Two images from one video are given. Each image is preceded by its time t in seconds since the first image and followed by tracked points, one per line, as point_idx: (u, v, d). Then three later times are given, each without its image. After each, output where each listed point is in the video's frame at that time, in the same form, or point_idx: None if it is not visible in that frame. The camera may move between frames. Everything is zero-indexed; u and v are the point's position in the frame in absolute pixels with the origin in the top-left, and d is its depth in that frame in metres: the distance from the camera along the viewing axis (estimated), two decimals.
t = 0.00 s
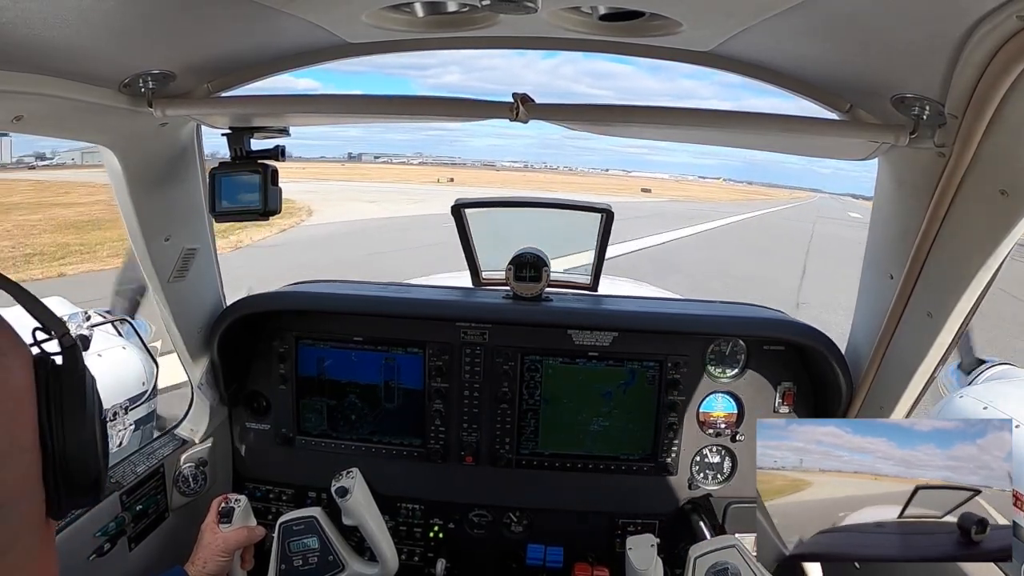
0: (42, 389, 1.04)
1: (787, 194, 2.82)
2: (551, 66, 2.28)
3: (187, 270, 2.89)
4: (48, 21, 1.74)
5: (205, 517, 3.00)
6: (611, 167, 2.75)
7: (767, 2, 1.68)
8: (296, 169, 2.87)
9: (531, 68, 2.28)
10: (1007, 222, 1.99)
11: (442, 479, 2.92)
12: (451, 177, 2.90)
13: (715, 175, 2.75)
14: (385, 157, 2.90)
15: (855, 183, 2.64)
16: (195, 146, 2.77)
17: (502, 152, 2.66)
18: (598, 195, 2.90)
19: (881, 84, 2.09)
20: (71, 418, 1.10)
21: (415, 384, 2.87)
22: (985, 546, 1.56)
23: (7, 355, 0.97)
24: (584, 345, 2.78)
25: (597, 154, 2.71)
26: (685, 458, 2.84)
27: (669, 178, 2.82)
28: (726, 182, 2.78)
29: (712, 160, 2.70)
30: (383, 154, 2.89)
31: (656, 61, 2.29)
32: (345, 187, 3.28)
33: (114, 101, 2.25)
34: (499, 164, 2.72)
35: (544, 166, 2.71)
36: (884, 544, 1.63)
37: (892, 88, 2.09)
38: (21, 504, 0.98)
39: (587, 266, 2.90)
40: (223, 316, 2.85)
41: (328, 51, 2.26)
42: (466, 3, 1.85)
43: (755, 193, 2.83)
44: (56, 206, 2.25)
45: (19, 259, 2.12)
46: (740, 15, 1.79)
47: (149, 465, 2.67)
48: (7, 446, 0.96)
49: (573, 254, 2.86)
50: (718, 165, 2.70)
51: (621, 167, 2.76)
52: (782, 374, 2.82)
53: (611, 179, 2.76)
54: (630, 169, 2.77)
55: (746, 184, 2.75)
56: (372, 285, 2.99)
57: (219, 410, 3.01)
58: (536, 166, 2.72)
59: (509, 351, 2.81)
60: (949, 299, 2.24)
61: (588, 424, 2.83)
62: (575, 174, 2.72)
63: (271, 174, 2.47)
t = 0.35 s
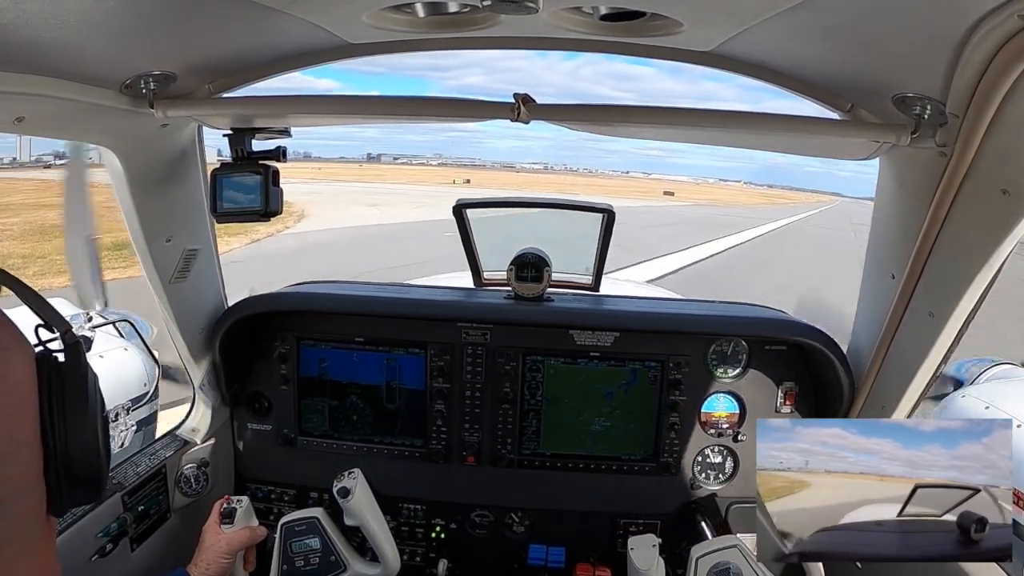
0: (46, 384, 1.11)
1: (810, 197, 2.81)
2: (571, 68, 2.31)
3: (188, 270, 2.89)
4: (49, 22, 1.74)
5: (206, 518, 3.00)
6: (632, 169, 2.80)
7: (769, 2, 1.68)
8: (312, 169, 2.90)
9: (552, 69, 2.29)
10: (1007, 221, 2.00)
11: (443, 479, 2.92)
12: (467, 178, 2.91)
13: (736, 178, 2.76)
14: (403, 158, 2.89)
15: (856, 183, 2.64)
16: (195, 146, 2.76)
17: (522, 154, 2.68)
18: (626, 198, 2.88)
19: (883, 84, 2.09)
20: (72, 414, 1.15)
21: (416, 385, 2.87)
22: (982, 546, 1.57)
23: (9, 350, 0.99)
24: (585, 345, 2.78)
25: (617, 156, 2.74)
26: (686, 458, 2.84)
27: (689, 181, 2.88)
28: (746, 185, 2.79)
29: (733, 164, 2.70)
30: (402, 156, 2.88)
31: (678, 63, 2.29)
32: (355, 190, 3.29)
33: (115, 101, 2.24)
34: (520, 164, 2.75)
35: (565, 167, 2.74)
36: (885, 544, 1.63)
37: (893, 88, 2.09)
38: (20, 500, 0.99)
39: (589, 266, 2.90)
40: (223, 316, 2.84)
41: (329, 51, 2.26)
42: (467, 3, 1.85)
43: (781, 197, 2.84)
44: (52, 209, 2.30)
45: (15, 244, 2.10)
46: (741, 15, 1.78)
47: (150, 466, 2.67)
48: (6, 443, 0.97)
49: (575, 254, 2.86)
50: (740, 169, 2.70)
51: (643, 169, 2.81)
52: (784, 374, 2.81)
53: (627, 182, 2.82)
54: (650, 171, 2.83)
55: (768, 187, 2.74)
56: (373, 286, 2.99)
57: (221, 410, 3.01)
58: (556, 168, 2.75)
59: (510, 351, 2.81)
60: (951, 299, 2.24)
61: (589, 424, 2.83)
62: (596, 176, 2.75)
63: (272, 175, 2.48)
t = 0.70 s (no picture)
0: (52, 384, 1.16)
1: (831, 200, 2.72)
2: (593, 69, 2.31)
3: (189, 269, 2.89)
4: (50, 22, 1.74)
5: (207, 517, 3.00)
6: (655, 172, 2.73)
7: (769, 2, 1.68)
8: (331, 170, 2.91)
9: (574, 71, 2.30)
10: (1008, 222, 2.00)
11: (443, 479, 2.92)
12: (487, 180, 2.81)
13: (759, 181, 2.65)
14: (425, 160, 2.83)
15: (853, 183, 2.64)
16: (195, 145, 2.76)
17: (546, 155, 2.61)
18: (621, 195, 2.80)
19: (883, 84, 2.09)
20: (79, 412, 1.21)
21: (415, 384, 2.87)
22: (983, 545, 1.58)
23: (17, 351, 1.11)
24: (585, 345, 2.78)
25: (638, 159, 2.68)
26: (687, 458, 2.84)
27: (710, 182, 2.77)
28: (770, 187, 2.67)
29: (756, 166, 2.60)
30: (425, 156, 2.83)
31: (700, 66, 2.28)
32: (358, 192, 3.38)
33: (115, 101, 2.25)
34: (539, 167, 2.68)
35: (587, 169, 2.67)
36: (883, 544, 1.65)
37: (894, 88, 2.09)
38: (23, 501, 1.12)
39: (589, 266, 2.90)
40: (223, 316, 2.84)
41: (330, 50, 2.26)
42: (468, 3, 1.85)
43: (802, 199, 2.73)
44: (60, 211, 2.20)
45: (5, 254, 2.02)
46: (742, 15, 1.79)
47: (151, 465, 2.67)
48: (12, 443, 1.10)
49: (575, 254, 2.86)
50: (759, 171, 2.63)
51: (665, 172, 2.74)
52: (783, 374, 2.81)
53: (648, 183, 2.78)
54: (672, 174, 2.75)
55: (790, 191, 2.64)
56: (374, 285, 2.99)
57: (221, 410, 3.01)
58: (579, 169, 2.68)
59: (511, 351, 2.82)
60: (951, 299, 2.24)
61: (590, 423, 2.83)
62: (619, 178, 2.70)
63: (274, 174, 2.48)
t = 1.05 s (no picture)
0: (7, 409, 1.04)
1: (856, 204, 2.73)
2: (618, 71, 2.28)
3: (189, 268, 2.89)
4: (49, 20, 1.74)
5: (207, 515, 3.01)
6: (679, 174, 2.81)
7: (769, 1, 1.68)
8: (353, 170, 2.97)
9: (599, 72, 2.28)
10: (1008, 222, 2.00)
11: (443, 479, 2.92)
12: (507, 182, 2.78)
13: (783, 183, 2.72)
14: (448, 160, 2.83)
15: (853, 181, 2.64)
16: (195, 142, 2.75)
17: (570, 156, 2.67)
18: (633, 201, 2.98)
19: (884, 84, 2.09)
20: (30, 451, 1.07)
21: (416, 383, 2.88)
22: (984, 546, 1.58)
23: None
24: (585, 344, 2.78)
25: (661, 160, 2.72)
26: (686, 457, 2.84)
27: (736, 185, 2.85)
28: (794, 189, 2.76)
29: (781, 169, 2.66)
30: (448, 158, 2.82)
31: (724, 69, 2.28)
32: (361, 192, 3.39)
33: (114, 99, 2.24)
34: (563, 168, 2.72)
35: (611, 171, 2.75)
36: (885, 544, 1.67)
37: (895, 87, 2.09)
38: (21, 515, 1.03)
39: (589, 265, 2.90)
40: (222, 315, 2.83)
41: (330, 49, 2.26)
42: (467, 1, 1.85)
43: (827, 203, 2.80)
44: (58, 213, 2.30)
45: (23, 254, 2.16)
46: (742, 14, 1.78)
47: (150, 464, 2.68)
48: None
49: (575, 253, 2.86)
50: (784, 174, 2.68)
51: (689, 174, 2.81)
52: (782, 372, 2.81)
53: (672, 185, 2.90)
54: (696, 176, 2.83)
55: (814, 193, 2.73)
56: (373, 284, 2.99)
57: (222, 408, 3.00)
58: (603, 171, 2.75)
59: (511, 349, 2.82)
60: (951, 299, 2.24)
61: (590, 421, 2.83)
62: (642, 179, 2.81)
63: (273, 172, 2.49)
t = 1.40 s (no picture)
0: None
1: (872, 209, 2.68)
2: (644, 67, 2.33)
3: (189, 270, 2.89)
4: (50, 22, 1.74)
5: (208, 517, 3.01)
6: (703, 171, 2.85)
7: (770, 3, 1.68)
8: (372, 160, 3.02)
9: (624, 68, 2.34)
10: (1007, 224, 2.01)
11: (443, 481, 2.92)
12: (531, 175, 2.95)
13: (808, 181, 2.73)
14: (473, 154, 2.81)
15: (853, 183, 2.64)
16: (195, 145, 2.75)
17: (592, 152, 2.75)
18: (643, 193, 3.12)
19: (883, 86, 2.09)
20: None
21: (416, 385, 2.87)
22: (984, 546, 1.62)
23: None
24: (585, 346, 2.78)
25: (690, 157, 2.76)
26: (687, 459, 2.84)
27: (761, 183, 2.85)
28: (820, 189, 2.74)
29: (808, 168, 2.66)
30: (472, 151, 2.79)
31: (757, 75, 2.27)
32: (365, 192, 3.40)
33: (115, 101, 2.24)
34: (588, 163, 2.82)
35: (634, 165, 2.85)
36: (885, 544, 1.70)
37: (895, 89, 2.09)
38: None
39: (590, 267, 2.89)
40: (223, 316, 2.84)
41: (331, 51, 2.26)
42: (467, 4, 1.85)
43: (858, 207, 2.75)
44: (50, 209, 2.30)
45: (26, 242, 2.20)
46: (742, 16, 1.78)
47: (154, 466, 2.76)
48: None
49: (575, 255, 2.86)
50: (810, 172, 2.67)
51: (712, 171, 2.85)
52: (782, 374, 2.81)
53: (699, 181, 2.96)
54: (721, 173, 2.85)
55: (841, 193, 2.70)
56: (373, 286, 3.00)
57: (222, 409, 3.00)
58: (625, 166, 2.86)
59: (511, 351, 2.81)
60: (950, 300, 2.25)
61: (590, 422, 2.82)
62: (667, 174, 2.90)
63: (274, 175, 2.49)
